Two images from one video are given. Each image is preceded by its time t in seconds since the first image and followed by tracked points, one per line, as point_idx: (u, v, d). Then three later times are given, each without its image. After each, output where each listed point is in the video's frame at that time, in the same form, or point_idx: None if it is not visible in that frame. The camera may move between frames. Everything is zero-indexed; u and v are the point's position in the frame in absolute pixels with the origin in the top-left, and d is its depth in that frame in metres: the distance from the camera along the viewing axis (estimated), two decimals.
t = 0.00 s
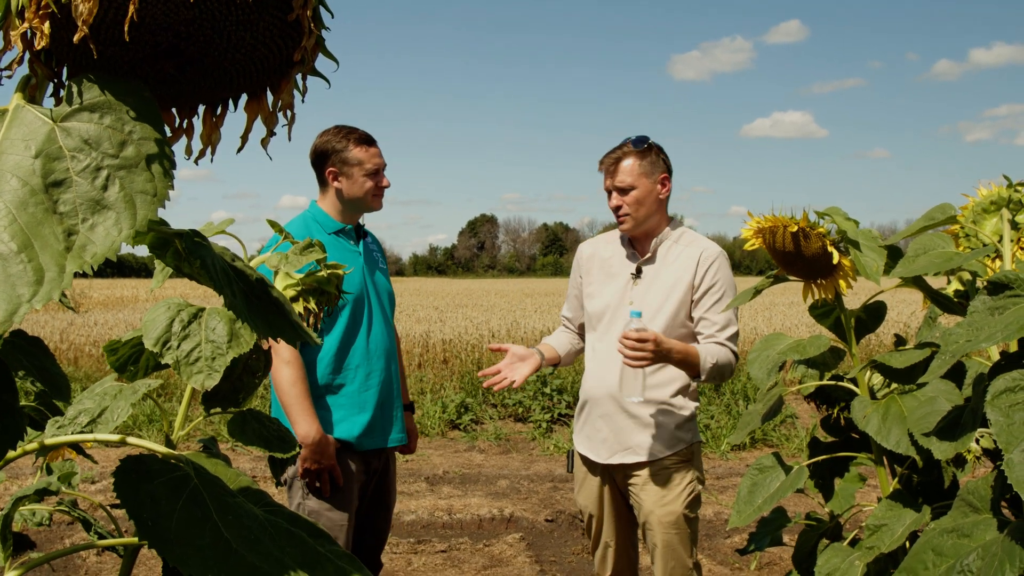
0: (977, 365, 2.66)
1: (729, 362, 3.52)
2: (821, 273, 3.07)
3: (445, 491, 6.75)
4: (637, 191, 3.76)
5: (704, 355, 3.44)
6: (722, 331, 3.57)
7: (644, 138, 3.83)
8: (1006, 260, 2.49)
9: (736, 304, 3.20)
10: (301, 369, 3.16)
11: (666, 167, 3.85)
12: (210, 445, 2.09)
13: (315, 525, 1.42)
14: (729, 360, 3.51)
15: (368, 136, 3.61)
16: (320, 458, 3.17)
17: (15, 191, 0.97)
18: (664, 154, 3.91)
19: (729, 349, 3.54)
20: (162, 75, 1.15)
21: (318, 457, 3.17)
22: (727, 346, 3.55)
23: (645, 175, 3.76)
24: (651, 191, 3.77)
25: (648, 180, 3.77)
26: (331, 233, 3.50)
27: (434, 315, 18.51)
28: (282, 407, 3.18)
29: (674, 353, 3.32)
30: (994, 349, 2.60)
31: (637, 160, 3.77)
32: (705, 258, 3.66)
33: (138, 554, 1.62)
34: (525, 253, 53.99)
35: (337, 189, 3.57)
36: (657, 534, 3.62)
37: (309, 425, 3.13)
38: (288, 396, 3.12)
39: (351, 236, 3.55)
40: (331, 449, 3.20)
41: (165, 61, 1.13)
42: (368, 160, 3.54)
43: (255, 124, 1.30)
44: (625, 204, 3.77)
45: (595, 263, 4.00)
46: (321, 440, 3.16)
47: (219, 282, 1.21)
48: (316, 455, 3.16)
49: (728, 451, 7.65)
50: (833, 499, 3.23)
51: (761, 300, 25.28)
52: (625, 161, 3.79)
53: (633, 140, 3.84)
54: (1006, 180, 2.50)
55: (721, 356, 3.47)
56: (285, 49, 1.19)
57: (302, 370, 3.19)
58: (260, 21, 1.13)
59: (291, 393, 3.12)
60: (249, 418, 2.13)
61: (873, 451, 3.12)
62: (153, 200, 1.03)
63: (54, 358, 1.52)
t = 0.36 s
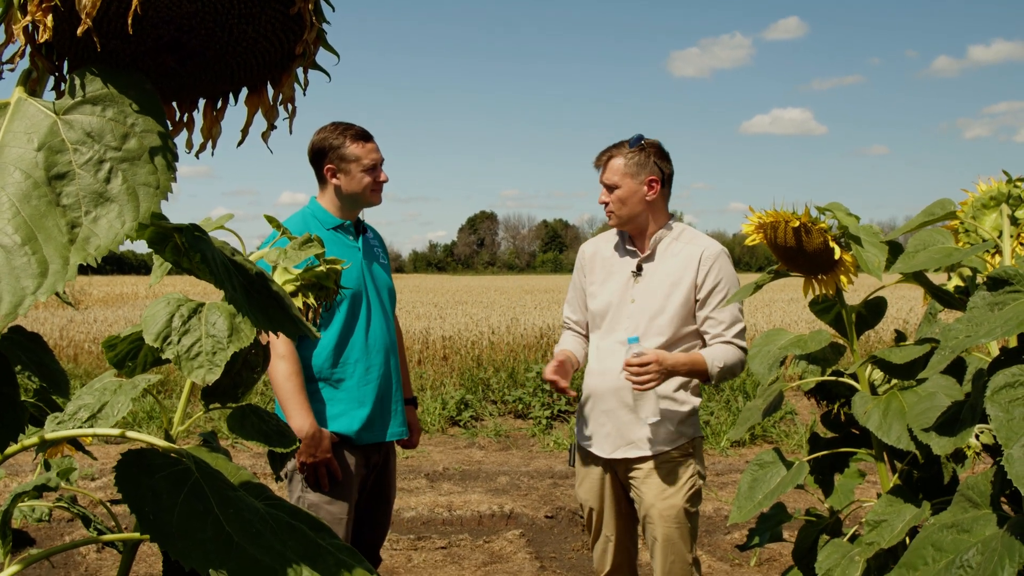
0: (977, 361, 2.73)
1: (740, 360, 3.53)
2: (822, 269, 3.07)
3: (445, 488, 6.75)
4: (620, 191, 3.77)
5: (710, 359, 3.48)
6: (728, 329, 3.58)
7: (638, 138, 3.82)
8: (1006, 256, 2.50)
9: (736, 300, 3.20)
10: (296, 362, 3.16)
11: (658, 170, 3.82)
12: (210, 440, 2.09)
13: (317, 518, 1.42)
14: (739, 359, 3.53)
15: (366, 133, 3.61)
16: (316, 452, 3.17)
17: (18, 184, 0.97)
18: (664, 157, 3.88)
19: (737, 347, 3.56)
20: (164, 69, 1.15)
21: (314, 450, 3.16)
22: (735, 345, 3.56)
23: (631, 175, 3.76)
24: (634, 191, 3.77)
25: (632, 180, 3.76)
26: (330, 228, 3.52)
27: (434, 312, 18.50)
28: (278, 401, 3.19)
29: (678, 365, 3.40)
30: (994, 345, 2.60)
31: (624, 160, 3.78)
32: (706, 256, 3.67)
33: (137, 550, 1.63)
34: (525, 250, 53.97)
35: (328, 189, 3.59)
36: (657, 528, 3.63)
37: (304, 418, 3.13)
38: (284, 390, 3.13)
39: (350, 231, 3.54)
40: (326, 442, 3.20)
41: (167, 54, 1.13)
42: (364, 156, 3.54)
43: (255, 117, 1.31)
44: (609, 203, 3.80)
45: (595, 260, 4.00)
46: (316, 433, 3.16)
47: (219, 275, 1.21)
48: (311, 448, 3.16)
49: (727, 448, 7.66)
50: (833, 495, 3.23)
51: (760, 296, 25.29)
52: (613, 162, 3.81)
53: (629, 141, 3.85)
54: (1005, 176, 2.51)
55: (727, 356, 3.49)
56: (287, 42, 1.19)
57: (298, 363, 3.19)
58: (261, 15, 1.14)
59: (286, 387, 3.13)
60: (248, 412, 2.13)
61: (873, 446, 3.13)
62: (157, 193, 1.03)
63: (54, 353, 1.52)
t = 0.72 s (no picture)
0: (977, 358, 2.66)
1: (715, 363, 3.55)
2: (821, 266, 3.06)
3: (445, 486, 6.75)
4: (629, 190, 3.77)
5: (677, 352, 3.51)
6: (716, 327, 3.60)
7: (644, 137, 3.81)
8: (1006, 253, 2.49)
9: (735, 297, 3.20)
10: (300, 360, 3.15)
11: (666, 167, 3.80)
12: (209, 438, 2.09)
13: (315, 518, 1.41)
14: (715, 360, 3.54)
15: (367, 131, 3.61)
16: (320, 450, 3.17)
17: (12, 182, 0.96)
18: (674, 153, 3.86)
19: (717, 347, 3.57)
20: (160, 66, 1.14)
21: (318, 448, 3.16)
22: (716, 345, 3.58)
23: (638, 174, 3.76)
24: (644, 190, 3.76)
25: (640, 179, 3.76)
26: (330, 226, 3.51)
27: (434, 310, 18.49)
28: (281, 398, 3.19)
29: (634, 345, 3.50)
30: (994, 343, 2.60)
31: (631, 160, 3.77)
32: (713, 257, 3.66)
33: (136, 548, 1.62)
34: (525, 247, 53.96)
35: (333, 187, 3.57)
36: (656, 524, 3.62)
37: (307, 416, 3.12)
38: (287, 387, 3.13)
39: (351, 229, 3.56)
40: (330, 440, 3.19)
41: (163, 52, 1.12)
42: (366, 153, 3.54)
43: (252, 115, 1.30)
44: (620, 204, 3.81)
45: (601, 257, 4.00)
46: (320, 431, 3.15)
47: (216, 274, 1.21)
48: (315, 446, 3.15)
49: (727, 445, 7.66)
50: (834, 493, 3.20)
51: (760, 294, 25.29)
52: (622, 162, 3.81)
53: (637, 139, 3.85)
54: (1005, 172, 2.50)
55: (699, 353, 3.52)
56: (283, 40, 1.19)
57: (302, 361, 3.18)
58: (257, 12, 1.13)
59: (290, 384, 3.12)
60: (247, 410, 2.12)
61: (872, 444, 3.12)
62: (151, 190, 1.03)
63: (52, 352, 1.52)
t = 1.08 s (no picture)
0: (978, 359, 2.67)
1: (709, 358, 3.52)
2: (821, 266, 3.05)
3: (444, 485, 6.74)
4: (626, 188, 3.77)
5: (675, 346, 3.48)
6: (713, 324, 3.58)
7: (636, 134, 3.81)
8: (1007, 254, 2.48)
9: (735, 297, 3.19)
10: (310, 361, 3.14)
11: (663, 163, 3.78)
12: (207, 438, 2.08)
13: (313, 519, 1.41)
14: (707, 358, 3.52)
15: (372, 129, 3.60)
16: (330, 452, 3.16)
17: (6, 180, 0.96)
18: (670, 149, 3.85)
19: (712, 345, 3.55)
20: (157, 64, 1.13)
21: (328, 450, 3.16)
22: (711, 342, 3.56)
23: (633, 172, 3.77)
24: (641, 186, 3.76)
25: (636, 176, 3.76)
26: (336, 225, 3.49)
27: (433, 309, 18.48)
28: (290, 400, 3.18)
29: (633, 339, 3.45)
30: (994, 343, 2.59)
31: (626, 158, 3.78)
32: (710, 253, 3.65)
33: (134, 549, 1.61)
34: (524, 247, 53.95)
35: (334, 186, 3.56)
36: (651, 525, 3.61)
37: (318, 418, 3.12)
38: (297, 390, 3.11)
39: (356, 229, 3.54)
40: (340, 442, 3.19)
41: (160, 49, 1.11)
42: (371, 153, 3.53)
43: (250, 114, 1.29)
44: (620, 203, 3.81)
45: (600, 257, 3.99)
46: (330, 433, 3.15)
47: (215, 274, 1.20)
48: (326, 448, 3.15)
49: (727, 445, 7.65)
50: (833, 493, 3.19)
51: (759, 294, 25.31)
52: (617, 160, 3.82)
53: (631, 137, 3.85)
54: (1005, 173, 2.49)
55: (696, 349, 3.49)
56: (281, 38, 1.18)
57: (311, 362, 3.17)
58: (254, 10, 1.12)
59: (300, 386, 3.11)
60: (247, 410, 2.11)
61: (872, 445, 3.11)
62: (147, 189, 1.02)
63: (51, 351, 1.51)
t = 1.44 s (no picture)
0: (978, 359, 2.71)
1: (721, 358, 3.51)
2: (824, 267, 3.05)
3: (445, 486, 6.74)
4: (617, 191, 3.75)
5: (687, 355, 3.45)
6: (716, 325, 3.55)
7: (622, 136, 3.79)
8: (1009, 255, 2.47)
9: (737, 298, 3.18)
10: (318, 362, 3.13)
11: (651, 165, 3.78)
12: (208, 438, 2.08)
13: (316, 517, 1.40)
14: (721, 360, 3.51)
15: (378, 129, 3.59)
16: (339, 454, 3.16)
17: (8, 179, 0.95)
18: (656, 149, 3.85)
19: (723, 346, 3.54)
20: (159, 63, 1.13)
21: (337, 452, 3.15)
22: (720, 342, 3.54)
23: (624, 174, 3.75)
24: (631, 189, 3.75)
25: (627, 179, 3.74)
26: (342, 225, 3.48)
27: (434, 309, 18.47)
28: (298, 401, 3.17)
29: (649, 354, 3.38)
30: (997, 344, 2.59)
31: (615, 160, 3.76)
32: (701, 251, 3.63)
33: (135, 550, 1.61)
34: (525, 247, 53.96)
35: (339, 188, 3.56)
36: (651, 527, 3.61)
37: (327, 420, 3.11)
38: (306, 391, 3.11)
39: (362, 229, 3.54)
40: (349, 444, 3.19)
41: (162, 48, 1.11)
42: (378, 153, 3.53)
43: (251, 113, 1.29)
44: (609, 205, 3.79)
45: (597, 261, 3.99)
46: (339, 435, 3.15)
47: (216, 273, 1.19)
48: (334, 450, 3.14)
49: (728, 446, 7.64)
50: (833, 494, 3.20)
51: (760, 294, 25.30)
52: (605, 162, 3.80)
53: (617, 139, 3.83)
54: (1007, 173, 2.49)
55: (708, 352, 3.47)
56: (282, 37, 1.18)
57: (319, 363, 3.16)
58: (255, 8, 1.12)
59: (308, 387, 3.10)
60: (249, 411, 2.11)
61: (874, 446, 3.11)
62: (148, 187, 1.02)
63: (53, 352, 1.51)
